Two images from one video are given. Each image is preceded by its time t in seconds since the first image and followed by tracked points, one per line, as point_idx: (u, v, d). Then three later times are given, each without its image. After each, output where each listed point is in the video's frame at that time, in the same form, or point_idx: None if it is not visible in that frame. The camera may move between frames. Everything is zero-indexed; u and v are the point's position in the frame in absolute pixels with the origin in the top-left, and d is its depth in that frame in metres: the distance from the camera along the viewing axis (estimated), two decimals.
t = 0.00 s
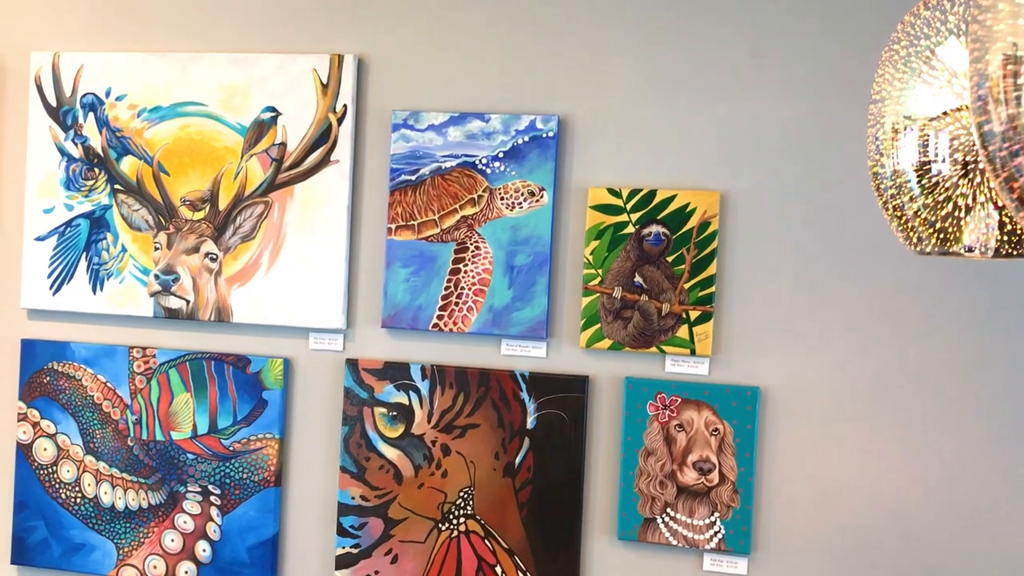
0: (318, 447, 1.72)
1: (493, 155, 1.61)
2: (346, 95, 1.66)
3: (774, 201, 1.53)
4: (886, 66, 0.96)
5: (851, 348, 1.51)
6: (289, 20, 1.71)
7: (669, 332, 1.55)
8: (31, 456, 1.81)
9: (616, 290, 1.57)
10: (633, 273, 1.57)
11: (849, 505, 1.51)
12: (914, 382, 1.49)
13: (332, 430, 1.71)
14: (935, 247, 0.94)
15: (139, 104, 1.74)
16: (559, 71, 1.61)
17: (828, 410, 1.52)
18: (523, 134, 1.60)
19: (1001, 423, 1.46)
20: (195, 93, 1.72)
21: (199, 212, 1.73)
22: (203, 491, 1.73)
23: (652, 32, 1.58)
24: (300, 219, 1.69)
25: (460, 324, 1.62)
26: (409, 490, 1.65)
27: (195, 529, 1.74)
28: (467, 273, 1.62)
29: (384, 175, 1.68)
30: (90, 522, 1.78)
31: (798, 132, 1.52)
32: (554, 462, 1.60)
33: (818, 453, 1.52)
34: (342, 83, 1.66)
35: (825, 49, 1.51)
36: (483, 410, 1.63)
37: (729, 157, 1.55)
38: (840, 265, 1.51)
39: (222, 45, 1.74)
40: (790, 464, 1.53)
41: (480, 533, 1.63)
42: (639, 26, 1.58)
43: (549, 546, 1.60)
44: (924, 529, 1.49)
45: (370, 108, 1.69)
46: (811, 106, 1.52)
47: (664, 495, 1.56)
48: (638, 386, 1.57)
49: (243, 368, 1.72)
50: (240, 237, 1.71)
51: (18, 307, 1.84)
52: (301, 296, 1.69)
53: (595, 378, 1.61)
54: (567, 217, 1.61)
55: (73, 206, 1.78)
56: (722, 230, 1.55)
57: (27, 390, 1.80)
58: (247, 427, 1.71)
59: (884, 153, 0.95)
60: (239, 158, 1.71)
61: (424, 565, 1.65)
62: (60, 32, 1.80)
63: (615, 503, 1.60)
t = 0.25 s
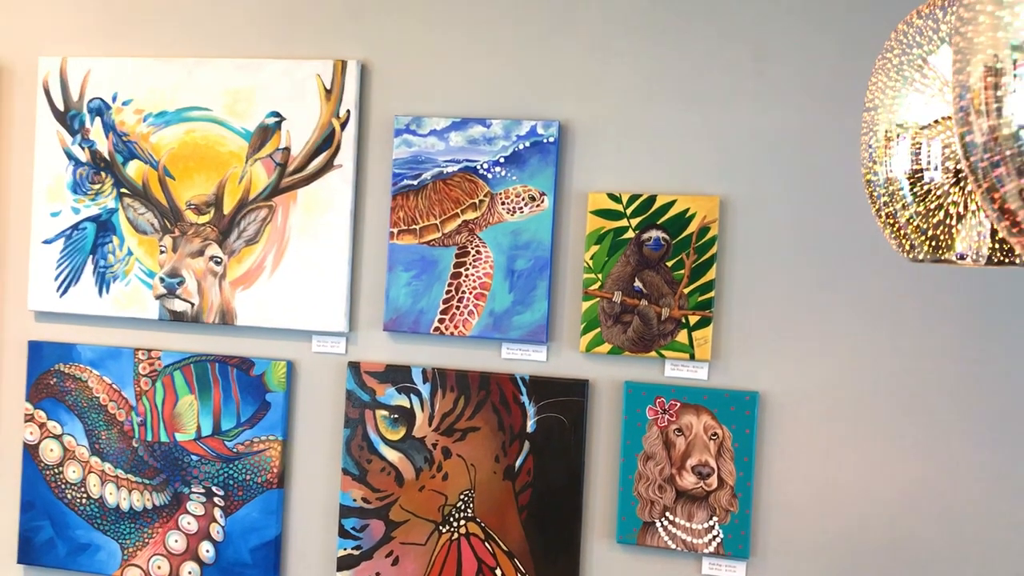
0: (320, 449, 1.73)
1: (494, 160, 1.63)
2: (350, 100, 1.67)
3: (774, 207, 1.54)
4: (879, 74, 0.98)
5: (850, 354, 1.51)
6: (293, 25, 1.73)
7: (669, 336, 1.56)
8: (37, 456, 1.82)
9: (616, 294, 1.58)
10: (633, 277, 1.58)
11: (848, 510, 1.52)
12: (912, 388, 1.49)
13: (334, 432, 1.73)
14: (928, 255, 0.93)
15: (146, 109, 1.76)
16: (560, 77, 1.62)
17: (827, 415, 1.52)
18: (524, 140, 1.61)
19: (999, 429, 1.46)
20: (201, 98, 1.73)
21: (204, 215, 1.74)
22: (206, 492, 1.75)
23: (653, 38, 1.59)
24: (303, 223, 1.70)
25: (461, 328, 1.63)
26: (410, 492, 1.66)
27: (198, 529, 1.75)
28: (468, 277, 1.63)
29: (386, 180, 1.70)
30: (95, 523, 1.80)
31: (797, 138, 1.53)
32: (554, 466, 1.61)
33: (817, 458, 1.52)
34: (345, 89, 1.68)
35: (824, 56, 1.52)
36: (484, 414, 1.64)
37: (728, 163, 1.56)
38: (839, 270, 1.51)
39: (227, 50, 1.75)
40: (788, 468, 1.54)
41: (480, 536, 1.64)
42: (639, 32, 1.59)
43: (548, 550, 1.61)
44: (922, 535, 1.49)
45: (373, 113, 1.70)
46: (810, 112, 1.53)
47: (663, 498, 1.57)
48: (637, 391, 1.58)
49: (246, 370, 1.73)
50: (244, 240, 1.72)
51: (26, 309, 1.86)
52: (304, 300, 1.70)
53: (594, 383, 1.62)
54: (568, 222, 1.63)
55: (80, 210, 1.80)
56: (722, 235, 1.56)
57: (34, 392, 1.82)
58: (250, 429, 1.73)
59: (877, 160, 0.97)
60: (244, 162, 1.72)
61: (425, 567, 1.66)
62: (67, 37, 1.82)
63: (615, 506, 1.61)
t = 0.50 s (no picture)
0: (321, 452, 1.74)
1: (494, 165, 1.63)
2: (351, 106, 1.68)
3: (772, 212, 1.54)
4: (872, 82, 0.98)
5: (848, 359, 1.51)
6: (295, 31, 1.74)
7: (667, 341, 1.56)
8: (41, 457, 1.84)
9: (615, 299, 1.58)
10: (632, 282, 1.58)
11: (846, 516, 1.51)
12: (911, 394, 1.49)
13: (335, 436, 1.73)
14: (920, 262, 0.93)
15: (149, 114, 1.77)
16: (560, 82, 1.63)
17: (825, 421, 1.52)
18: (524, 145, 1.61)
19: (998, 436, 1.46)
20: (203, 103, 1.75)
21: (207, 219, 1.75)
22: (208, 494, 1.76)
23: (652, 43, 1.59)
24: (304, 227, 1.71)
25: (460, 332, 1.64)
26: (410, 496, 1.67)
27: (200, 531, 1.76)
28: (467, 282, 1.64)
29: (388, 185, 1.70)
30: (98, 524, 1.81)
31: (796, 144, 1.53)
32: (553, 470, 1.61)
33: (815, 464, 1.52)
34: (347, 94, 1.68)
35: (823, 62, 1.52)
36: (483, 418, 1.64)
37: (727, 168, 1.56)
38: (838, 276, 1.51)
39: (229, 55, 1.77)
40: (787, 474, 1.54)
41: (479, 540, 1.65)
42: (639, 38, 1.59)
43: (546, 554, 1.62)
44: (920, 541, 1.49)
45: (374, 118, 1.71)
46: (809, 117, 1.53)
47: (661, 503, 1.57)
48: (636, 396, 1.58)
49: (248, 373, 1.74)
50: (246, 244, 1.73)
51: (31, 312, 1.87)
52: (305, 303, 1.71)
53: (593, 387, 1.62)
54: (567, 227, 1.63)
55: (84, 214, 1.81)
56: (721, 240, 1.56)
57: (38, 394, 1.84)
58: (252, 432, 1.74)
59: (870, 168, 0.97)
60: (246, 166, 1.73)
61: (424, 570, 1.67)
62: (73, 42, 1.84)
63: (613, 511, 1.61)
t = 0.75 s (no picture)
0: (321, 455, 1.75)
1: (492, 170, 1.64)
2: (351, 110, 1.69)
3: (769, 218, 1.55)
4: (862, 88, 0.99)
5: (844, 365, 1.51)
6: (296, 36, 1.75)
7: (665, 346, 1.56)
8: (44, 459, 1.85)
9: (612, 304, 1.59)
10: (629, 287, 1.58)
11: (843, 521, 1.52)
12: (907, 399, 1.49)
13: (335, 438, 1.75)
14: (909, 269, 0.93)
15: (152, 118, 1.79)
16: (558, 88, 1.63)
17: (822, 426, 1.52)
18: (523, 149, 1.62)
19: (995, 442, 1.46)
20: (205, 108, 1.76)
21: (209, 223, 1.77)
22: (209, 496, 1.77)
23: (650, 49, 1.60)
24: (304, 231, 1.72)
25: (459, 335, 1.65)
26: (409, 499, 1.68)
27: (201, 533, 1.78)
28: (466, 286, 1.65)
29: (388, 189, 1.71)
30: (101, 525, 1.83)
31: (793, 149, 1.54)
32: (551, 474, 1.62)
33: (812, 469, 1.53)
34: (347, 99, 1.69)
35: (819, 67, 1.53)
36: (482, 421, 1.65)
37: (725, 173, 1.56)
38: (834, 281, 1.52)
39: (232, 61, 1.78)
40: (783, 478, 1.54)
41: (478, 542, 1.65)
42: (638, 43, 1.60)
43: (544, 556, 1.62)
44: (917, 546, 1.49)
45: (374, 123, 1.71)
46: (806, 123, 1.53)
47: (658, 507, 1.57)
48: (633, 400, 1.58)
49: (249, 376, 1.75)
50: (247, 248, 1.74)
51: (35, 314, 1.89)
52: (305, 307, 1.72)
53: (591, 391, 1.63)
54: (565, 231, 1.64)
55: (88, 217, 1.83)
56: (718, 245, 1.57)
57: (42, 396, 1.86)
58: (252, 434, 1.75)
59: (860, 174, 0.97)
60: (247, 171, 1.74)
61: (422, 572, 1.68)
62: (77, 47, 1.85)
63: (611, 514, 1.62)
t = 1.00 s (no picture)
0: (320, 456, 1.76)
1: (490, 173, 1.64)
2: (350, 114, 1.70)
3: (766, 221, 1.55)
4: (853, 93, 0.99)
5: (841, 368, 1.51)
6: (296, 40, 1.76)
7: (661, 349, 1.56)
8: (46, 460, 1.87)
9: (609, 307, 1.59)
10: (626, 290, 1.59)
11: (839, 524, 1.52)
12: (903, 403, 1.49)
13: (334, 441, 1.75)
14: (900, 273, 0.91)
15: (153, 121, 1.80)
16: (556, 91, 1.64)
17: (818, 430, 1.52)
18: (520, 153, 1.63)
19: (992, 446, 1.46)
20: (206, 111, 1.77)
21: (209, 226, 1.78)
22: (209, 497, 1.78)
23: (647, 53, 1.60)
24: (304, 234, 1.72)
25: (457, 338, 1.66)
26: (407, 500, 1.69)
27: (201, 533, 1.79)
28: (464, 288, 1.65)
29: (386, 192, 1.72)
30: (102, 526, 1.84)
31: (789, 153, 1.54)
32: (548, 476, 1.62)
33: (809, 472, 1.53)
34: (346, 103, 1.70)
35: (816, 71, 1.53)
36: (479, 424, 1.65)
37: (721, 177, 1.57)
38: (830, 285, 1.52)
39: (231, 64, 1.79)
40: (780, 481, 1.54)
41: (475, 544, 1.66)
42: (635, 47, 1.60)
43: (542, 558, 1.63)
44: (913, 550, 1.49)
45: (373, 126, 1.72)
46: (803, 127, 1.53)
47: (655, 510, 1.57)
48: (630, 403, 1.59)
49: (248, 378, 1.76)
50: (247, 251, 1.75)
51: (37, 316, 1.90)
52: (304, 309, 1.72)
53: (588, 394, 1.63)
54: (562, 234, 1.64)
55: (89, 220, 1.84)
56: (714, 249, 1.57)
57: (43, 397, 1.87)
58: (252, 436, 1.76)
59: (851, 178, 0.97)
60: (248, 174, 1.75)
61: (420, 574, 1.68)
62: (79, 50, 1.87)
63: (608, 517, 1.62)
